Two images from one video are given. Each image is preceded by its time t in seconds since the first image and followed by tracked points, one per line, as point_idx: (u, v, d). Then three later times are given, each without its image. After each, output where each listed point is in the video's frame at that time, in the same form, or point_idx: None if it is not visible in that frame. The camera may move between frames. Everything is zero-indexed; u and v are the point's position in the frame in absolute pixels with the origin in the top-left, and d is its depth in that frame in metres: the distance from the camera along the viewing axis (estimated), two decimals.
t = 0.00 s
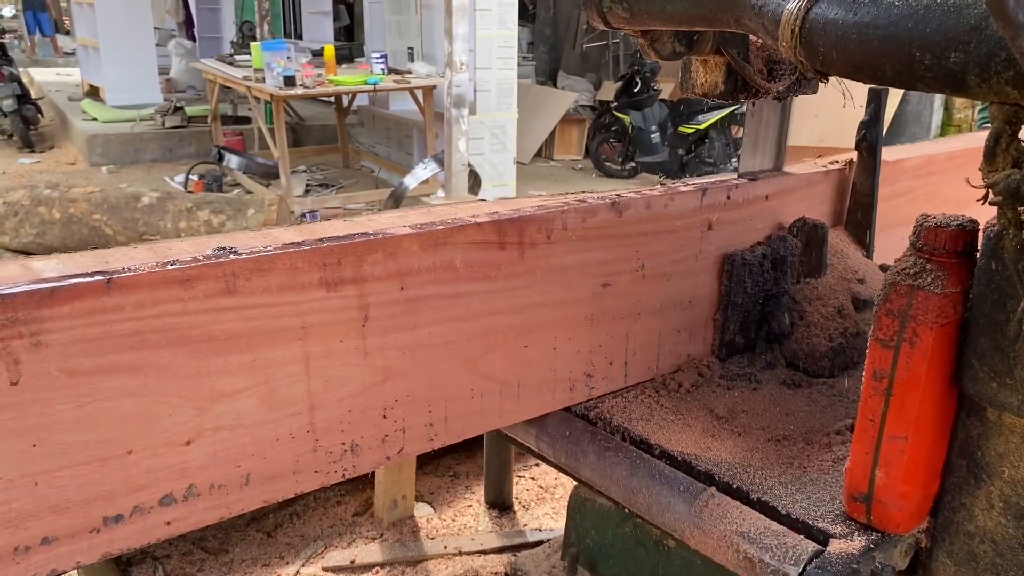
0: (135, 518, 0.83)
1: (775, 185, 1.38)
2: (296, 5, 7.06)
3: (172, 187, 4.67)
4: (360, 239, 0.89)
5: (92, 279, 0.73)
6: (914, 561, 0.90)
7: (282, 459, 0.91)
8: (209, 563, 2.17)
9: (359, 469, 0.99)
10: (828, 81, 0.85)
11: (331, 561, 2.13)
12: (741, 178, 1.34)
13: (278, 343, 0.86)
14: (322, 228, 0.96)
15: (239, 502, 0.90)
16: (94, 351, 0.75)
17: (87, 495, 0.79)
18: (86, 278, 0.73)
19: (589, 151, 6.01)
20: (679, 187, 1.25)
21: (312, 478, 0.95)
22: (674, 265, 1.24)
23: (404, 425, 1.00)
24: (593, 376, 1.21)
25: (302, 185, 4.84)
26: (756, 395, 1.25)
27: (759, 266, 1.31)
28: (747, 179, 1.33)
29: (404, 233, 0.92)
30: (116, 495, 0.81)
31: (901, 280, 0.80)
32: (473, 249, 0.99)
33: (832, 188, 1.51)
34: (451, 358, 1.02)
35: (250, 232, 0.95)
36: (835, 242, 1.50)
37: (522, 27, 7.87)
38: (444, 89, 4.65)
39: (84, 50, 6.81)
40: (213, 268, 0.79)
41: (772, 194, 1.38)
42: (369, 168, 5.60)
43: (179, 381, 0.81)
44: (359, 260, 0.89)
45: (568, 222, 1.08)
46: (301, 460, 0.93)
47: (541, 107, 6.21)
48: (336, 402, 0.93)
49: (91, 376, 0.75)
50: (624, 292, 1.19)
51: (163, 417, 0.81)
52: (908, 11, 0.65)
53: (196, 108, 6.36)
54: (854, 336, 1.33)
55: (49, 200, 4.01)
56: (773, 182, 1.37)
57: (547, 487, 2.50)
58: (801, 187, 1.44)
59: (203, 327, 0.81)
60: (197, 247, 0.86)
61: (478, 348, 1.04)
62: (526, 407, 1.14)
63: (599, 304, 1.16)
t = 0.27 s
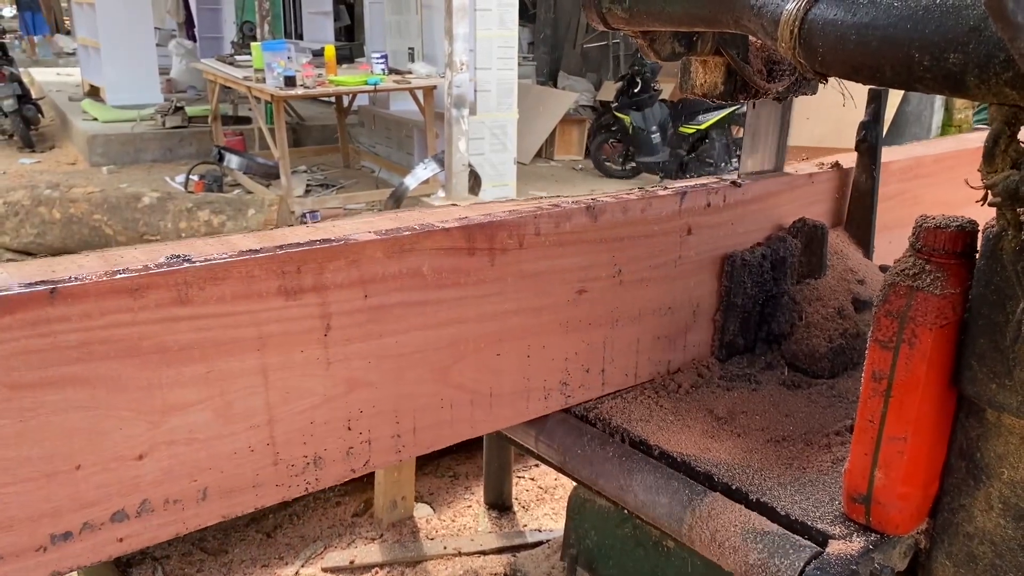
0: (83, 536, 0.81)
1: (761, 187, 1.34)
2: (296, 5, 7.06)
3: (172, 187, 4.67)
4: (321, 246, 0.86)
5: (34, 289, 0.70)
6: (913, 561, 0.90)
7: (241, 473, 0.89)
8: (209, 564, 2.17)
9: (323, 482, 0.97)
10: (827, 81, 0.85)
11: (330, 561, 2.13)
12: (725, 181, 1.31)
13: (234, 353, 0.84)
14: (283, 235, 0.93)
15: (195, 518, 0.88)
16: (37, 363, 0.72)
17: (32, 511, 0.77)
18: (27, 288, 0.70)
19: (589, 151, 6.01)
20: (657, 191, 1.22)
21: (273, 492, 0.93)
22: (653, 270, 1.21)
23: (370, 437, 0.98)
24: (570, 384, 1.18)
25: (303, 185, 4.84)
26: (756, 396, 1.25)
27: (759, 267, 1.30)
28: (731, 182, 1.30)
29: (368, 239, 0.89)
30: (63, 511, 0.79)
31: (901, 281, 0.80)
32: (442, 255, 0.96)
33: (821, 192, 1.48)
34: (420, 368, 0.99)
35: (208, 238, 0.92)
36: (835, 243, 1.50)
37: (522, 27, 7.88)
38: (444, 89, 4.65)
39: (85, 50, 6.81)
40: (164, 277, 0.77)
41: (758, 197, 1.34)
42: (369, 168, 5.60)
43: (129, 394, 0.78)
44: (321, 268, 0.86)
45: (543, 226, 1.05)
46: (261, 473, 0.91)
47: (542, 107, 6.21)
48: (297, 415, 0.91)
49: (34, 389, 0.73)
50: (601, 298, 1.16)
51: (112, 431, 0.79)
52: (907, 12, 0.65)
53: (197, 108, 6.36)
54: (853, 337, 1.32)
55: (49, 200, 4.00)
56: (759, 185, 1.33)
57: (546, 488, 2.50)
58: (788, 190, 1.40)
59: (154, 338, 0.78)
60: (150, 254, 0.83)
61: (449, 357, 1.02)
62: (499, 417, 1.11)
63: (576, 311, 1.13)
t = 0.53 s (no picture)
0: (31, 553, 0.76)
1: (744, 190, 1.30)
2: (296, 5, 7.06)
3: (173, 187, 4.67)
4: (280, 252, 0.82)
5: None
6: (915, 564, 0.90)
7: (198, 488, 0.85)
8: (209, 565, 2.17)
9: (286, 497, 0.93)
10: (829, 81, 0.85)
11: (330, 563, 2.13)
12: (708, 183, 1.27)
13: (190, 364, 0.80)
14: (241, 240, 0.89)
15: (150, 534, 0.84)
16: None
17: None
18: None
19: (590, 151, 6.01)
20: (637, 194, 1.17)
21: (233, 507, 0.89)
22: (633, 276, 1.17)
23: (336, 449, 0.94)
24: (546, 394, 1.13)
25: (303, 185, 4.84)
26: (756, 398, 1.25)
27: (759, 267, 1.30)
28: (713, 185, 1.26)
29: (331, 245, 0.85)
30: (10, 527, 0.74)
31: (901, 282, 0.80)
32: (411, 261, 0.92)
33: (808, 194, 1.45)
34: (389, 378, 0.95)
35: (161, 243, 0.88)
36: (835, 243, 1.50)
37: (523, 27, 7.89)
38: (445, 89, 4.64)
39: (85, 50, 6.81)
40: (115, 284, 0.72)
41: (741, 200, 1.30)
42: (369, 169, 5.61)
43: (79, 407, 0.75)
44: (282, 275, 0.82)
45: (516, 231, 1.01)
46: (220, 488, 0.87)
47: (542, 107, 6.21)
48: (257, 428, 0.87)
49: None
50: (579, 305, 1.11)
51: (60, 446, 0.75)
52: (908, 13, 0.65)
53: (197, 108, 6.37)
54: (854, 338, 1.32)
55: (50, 200, 4.00)
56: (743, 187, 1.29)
57: (547, 489, 2.50)
58: (772, 192, 1.36)
59: (103, 348, 0.74)
60: (101, 261, 0.79)
61: (421, 366, 0.98)
62: (474, 428, 1.06)
63: (553, 318, 1.09)
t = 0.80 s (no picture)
0: None
1: (726, 195, 1.27)
2: (296, 6, 7.06)
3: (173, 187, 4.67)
4: (237, 258, 0.80)
5: None
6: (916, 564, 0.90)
7: (152, 501, 0.83)
8: (209, 565, 2.17)
9: (246, 509, 0.90)
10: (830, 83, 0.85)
11: (331, 563, 2.13)
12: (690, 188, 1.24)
13: (141, 374, 0.77)
14: (199, 245, 0.86)
15: (100, 549, 0.81)
16: None
17: None
18: None
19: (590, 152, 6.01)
20: (612, 199, 1.16)
21: (188, 521, 0.87)
22: (610, 281, 1.15)
23: (297, 461, 0.92)
24: (519, 402, 1.11)
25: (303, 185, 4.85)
26: (757, 398, 1.25)
27: (760, 268, 1.30)
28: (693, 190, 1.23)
29: (290, 251, 0.83)
30: None
31: (903, 283, 0.80)
32: (374, 268, 0.90)
33: (793, 198, 1.42)
34: (352, 388, 0.93)
35: (115, 250, 0.85)
36: (836, 244, 1.50)
37: (523, 27, 7.91)
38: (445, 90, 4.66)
39: (86, 51, 6.81)
40: (60, 292, 0.70)
41: (723, 204, 1.27)
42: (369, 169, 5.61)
43: (24, 418, 0.72)
44: (237, 283, 0.80)
45: (486, 235, 0.99)
46: (175, 501, 0.84)
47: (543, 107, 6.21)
48: (214, 438, 0.85)
49: None
50: (552, 312, 1.10)
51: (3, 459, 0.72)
52: (910, 13, 0.65)
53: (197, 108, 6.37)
54: (854, 339, 1.32)
55: (50, 200, 3.99)
56: (724, 192, 1.27)
57: (548, 489, 2.50)
58: (756, 196, 1.34)
59: (48, 358, 0.72)
60: (50, 268, 0.77)
61: (386, 375, 0.96)
62: (442, 438, 1.04)
63: (525, 325, 1.07)
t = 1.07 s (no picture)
0: None
1: (704, 199, 1.24)
2: (296, 6, 7.06)
3: (173, 188, 4.68)
4: (189, 265, 0.77)
5: None
6: (911, 564, 0.89)
7: (101, 516, 0.80)
8: (207, 565, 2.17)
9: (201, 524, 0.87)
10: (824, 85, 0.86)
11: (329, 563, 2.13)
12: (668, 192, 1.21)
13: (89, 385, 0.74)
14: (150, 251, 0.83)
15: (46, 566, 0.78)
16: None
17: None
18: None
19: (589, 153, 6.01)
20: (586, 202, 1.13)
21: (141, 535, 0.83)
22: (584, 286, 1.12)
23: (255, 473, 0.89)
24: (490, 411, 1.08)
25: (302, 186, 4.86)
26: (752, 398, 1.25)
27: (756, 268, 1.30)
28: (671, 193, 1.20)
29: (246, 257, 0.80)
30: None
31: (898, 283, 0.80)
32: (335, 274, 0.87)
33: (773, 203, 1.39)
34: (313, 398, 0.90)
35: (63, 256, 0.82)
36: (832, 245, 1.50)
37: (523, 28, 7.96)
38: (445, 90, 4.68)
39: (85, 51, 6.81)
40: None
41: (701, 208, 1.24)
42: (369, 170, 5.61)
43: None
44: (189, 291, 0.77)
45: (454, 241, 0.96)
46: (126, 515, 0.81)
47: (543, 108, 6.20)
48: (167, 451, 0.81)
49: None
50: (524, 318, 1.07)
51: None
52: (902, 15, 0.65)
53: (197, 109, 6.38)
54: (850, 340, 1.33)
55: (50, 201, 4.00)
56: (701, 195, 1.23)
57: (545, 490, 2.50)
58: (735, 200, 1.30)
59: None
60: None
61: (349, 385, 0.92)
62: (409, 448, 1.01)
63: (496, 332, 1.04)
